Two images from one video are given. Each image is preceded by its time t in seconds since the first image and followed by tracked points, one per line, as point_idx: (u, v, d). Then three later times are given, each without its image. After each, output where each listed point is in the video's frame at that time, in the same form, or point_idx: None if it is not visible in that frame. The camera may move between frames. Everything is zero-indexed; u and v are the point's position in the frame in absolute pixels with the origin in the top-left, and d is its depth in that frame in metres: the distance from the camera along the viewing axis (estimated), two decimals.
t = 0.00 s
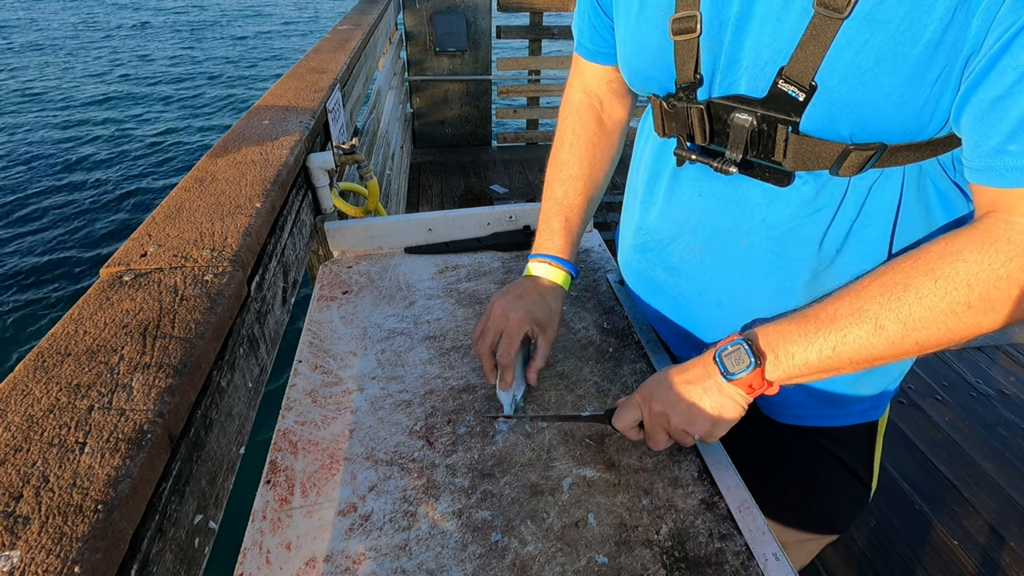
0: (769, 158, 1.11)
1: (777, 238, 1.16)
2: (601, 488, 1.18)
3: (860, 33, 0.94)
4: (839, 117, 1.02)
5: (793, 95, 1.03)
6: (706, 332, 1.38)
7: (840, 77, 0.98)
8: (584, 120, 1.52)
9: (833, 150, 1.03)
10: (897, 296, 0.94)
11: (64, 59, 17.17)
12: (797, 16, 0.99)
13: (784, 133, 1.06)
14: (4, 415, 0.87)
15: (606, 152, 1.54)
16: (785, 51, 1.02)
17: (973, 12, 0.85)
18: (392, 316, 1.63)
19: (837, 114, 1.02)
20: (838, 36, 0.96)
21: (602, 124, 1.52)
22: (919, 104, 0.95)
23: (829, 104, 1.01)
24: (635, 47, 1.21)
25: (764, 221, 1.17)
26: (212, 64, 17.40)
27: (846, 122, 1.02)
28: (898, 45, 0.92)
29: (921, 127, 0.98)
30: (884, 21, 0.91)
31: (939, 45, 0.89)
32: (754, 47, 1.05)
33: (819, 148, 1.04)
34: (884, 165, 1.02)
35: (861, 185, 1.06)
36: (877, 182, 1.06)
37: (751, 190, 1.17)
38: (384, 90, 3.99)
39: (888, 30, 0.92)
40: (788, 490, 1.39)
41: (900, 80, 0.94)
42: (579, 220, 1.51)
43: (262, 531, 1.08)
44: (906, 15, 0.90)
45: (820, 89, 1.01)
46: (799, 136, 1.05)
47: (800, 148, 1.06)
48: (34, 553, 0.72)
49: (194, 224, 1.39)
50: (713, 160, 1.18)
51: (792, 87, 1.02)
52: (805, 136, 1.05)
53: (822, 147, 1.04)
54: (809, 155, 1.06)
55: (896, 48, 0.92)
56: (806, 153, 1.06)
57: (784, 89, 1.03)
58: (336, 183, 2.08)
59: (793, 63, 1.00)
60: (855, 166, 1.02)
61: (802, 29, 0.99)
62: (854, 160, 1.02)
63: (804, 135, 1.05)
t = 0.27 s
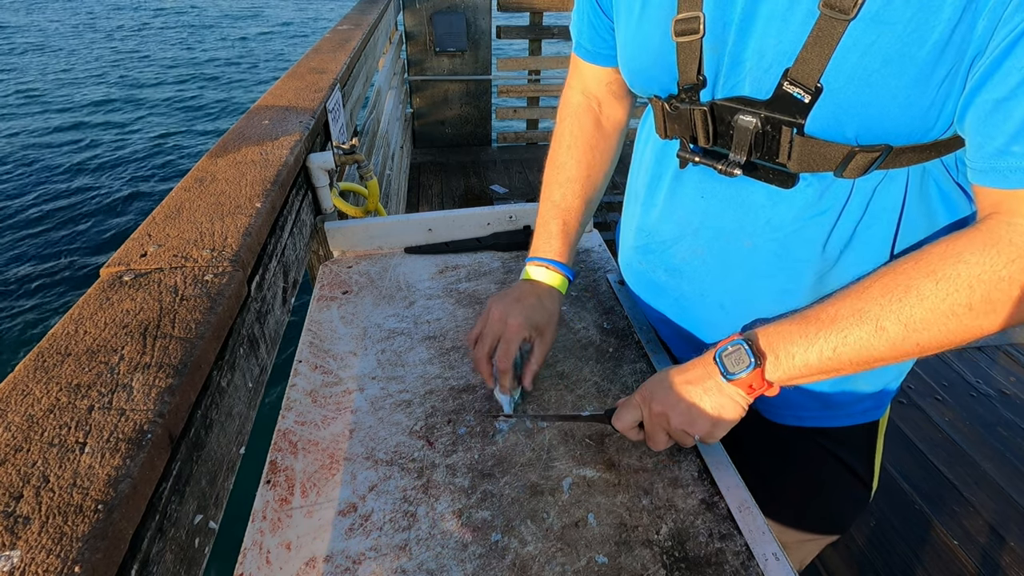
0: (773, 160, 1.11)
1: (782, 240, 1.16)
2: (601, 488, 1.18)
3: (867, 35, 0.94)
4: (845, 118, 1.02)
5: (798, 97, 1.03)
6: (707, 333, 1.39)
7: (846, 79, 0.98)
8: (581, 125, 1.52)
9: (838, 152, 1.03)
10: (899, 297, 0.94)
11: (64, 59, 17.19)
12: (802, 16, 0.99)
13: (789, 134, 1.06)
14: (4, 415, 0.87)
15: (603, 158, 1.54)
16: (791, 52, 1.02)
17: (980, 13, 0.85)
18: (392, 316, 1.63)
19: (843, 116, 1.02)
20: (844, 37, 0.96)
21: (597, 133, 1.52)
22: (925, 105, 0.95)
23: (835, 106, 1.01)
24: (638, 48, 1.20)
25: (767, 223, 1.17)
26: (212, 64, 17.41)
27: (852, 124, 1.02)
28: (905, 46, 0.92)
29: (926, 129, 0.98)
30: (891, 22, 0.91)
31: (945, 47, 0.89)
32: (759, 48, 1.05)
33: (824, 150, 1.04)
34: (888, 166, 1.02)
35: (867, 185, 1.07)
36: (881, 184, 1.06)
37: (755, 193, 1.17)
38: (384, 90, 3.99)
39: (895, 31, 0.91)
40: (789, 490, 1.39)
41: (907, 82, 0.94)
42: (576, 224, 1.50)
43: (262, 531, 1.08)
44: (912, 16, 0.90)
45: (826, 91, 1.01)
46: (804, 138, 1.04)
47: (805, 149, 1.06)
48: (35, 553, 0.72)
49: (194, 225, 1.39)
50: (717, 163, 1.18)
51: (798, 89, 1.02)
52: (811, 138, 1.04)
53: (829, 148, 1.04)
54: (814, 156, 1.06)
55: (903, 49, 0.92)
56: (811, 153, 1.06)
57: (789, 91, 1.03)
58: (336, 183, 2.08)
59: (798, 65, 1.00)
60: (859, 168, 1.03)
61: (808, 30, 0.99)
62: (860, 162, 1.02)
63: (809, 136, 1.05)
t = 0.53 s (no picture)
0: (777, 164, 1.10)
1: (784, 244, 1.17)
2: (601, 488, 1.18)
3: (867, 39, 0.93)
4: (847, 121, 1.01)
5: (799, 101, 1.02)
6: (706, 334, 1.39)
7: (848, 83, 0.97)
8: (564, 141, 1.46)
9: (841, 154, 1.03)
10: (897, 293, 0.95)
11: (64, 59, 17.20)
12: (803, 22, 0.99)
13: (791, 139, 1.06)
14: (4, 415, 0.87)
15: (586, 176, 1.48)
16: (793, 57, 1.02)
17: (978, 14, 0.85)
18: (392, 316, 1.63)
19: (845, 120, 1.01)
20: (845, 41, 0.95)
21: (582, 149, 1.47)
22: (926, 107, 0.95)
23: (837, 109, 1.01)
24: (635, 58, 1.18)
25: (769, 226, 1.17)
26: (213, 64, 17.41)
27: (855, 127, 1.01)
28: (906, 49, 0.91)
29: (925, 131, 0.98)
30: (892, 25, 0.91)
31: (946, 49, 0.89)
32: (760, 53, 1.05)
33: (827, 153, 1.04)
34: (892, 168, 1.02)
35: (869, 189, 1.07)
36: (884, 186, 1.06)
37: (756, 198, 1.17)
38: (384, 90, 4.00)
39: (897, 34, 0.91)
40: (793, 489, 1.39)
41: (909, 85, 0.94)
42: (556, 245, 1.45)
43: (262, 531, 1.08)
44: (913, 19, 0.89)
45: (828, 95, 1.00)
46: (807, 142, 1.04)
47: (808, 153, 1.05)
48: (34, 553, 0.72)
49: (194, 224, 1.39)
50: (720, 169, 1.18)
51: (798, 94, 1.02)
52: (814, 142, 1.04)
53: (832, 151, 1.04)
54: (818, 160, 1.05)
55: (903, 52, 0.92)
56: (814, 156, 1.05)
57: (790, 96, 1.03)
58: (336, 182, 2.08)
59: (799, 70, 1.00)
60: (862, 171, 1.02)
61: (808, 34, 0.99)
62: (863, 165, 1.02)
63: (811, 141, 1.05)
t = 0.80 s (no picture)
0: (778, 169, 1.10)
1: (783, 246, 1.17)
2: (601, 488, 1.18)
3: (864, 44, 0.93)
4: (848, 124, 1.01)
5: (799, 108, 1.02)
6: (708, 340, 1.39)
7: (847, 88, 0.98)
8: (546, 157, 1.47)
9: (841, 157, 1.03)
10: (889, 283, 0.98)
11: (64, 59, 17.20)
12: (797, 29, 0.99)
13: (792, 145, 1.06)
14: (4, 415, 0.87)
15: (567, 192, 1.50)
16: (788, 64, 1.03)
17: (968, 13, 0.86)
18: (392, 316, 1.63)
19: (845, 123, 1.01)
20: (842, 47, 0.95)
21: (564, 166, 1.48)
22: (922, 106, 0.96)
23: (836, 113, 1.01)
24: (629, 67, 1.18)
25: (769, 231, 1.17)
26: (212, 64, 17.40)
27: (855, 128, 1.01)
28: (903, 53, 0.92)
29: (922, 130, 0.99)
30: (888, 30, 0.91)
31: (943, 50, 0.89)
32: (755, 61, 1.05)
33: (828, 156, 1.04)
34: (892, 168, 1.03)
35: (869, 190, 1.06)
36: (884, 186, 1.06)
37: (754, 203, 1.17)
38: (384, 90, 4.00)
39: (894, 38, 0.91)
40: (789, 491, 1.39)
41: (907, 86, 0.94)
42: (545, 265, 1.47)
43: (261, 531, 1.08)
44: (911, 22, 0.89)
45: (827, 100, 1.00)
46: (808, 148, 1.05)
47: (809, 157, 1.06)
48: (34, 553, 0.72)
49: (194, 224, 1.39)
50: (720, 177, 1.17)
51: (797, 100, 1.01)
52: (814, 146, 1.05)
53: (832, 155, 1.04)
54: (818, 163, 1.06)
55: (899, 53, 0.92)
56: (815, 160, 1.06)
57: (788, 102, 1.03)
58: (336, 183, 2.08)
59: (797, 77, 1.00)
60: (864, 173, 1.03)
61: (802, 41, 1.00)
62: (864, 166, 1.02)
63: (812, 145, 1.05)
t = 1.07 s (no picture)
0: (766, 177, 1.09)
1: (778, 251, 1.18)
2: (601, 488, 1.18)
3: (840, 57, 0.93)
4: (830, 132, 1.01)
5: (780, 121, 1.02)
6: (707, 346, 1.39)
7: (826, 100, 0.98)
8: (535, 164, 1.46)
9: (827, 164, 1.03)
10: (878, 281, 0.98)
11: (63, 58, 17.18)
12: (773, 43, 0.99)
13: (777, 154, 1.05)
14: (4, 414, 0.87)
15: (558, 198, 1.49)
16: (767, 78, 1.02)
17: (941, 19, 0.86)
18: (392, 316, 1.63)
19: (826, 130, 1.01)
20: (817, 61, 0.95)
21: (553, 174, 1.47)
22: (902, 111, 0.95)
23: (817, 123, 1.01)
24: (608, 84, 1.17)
25: (763, 239, 1.17)
26: (212, 64, 17.39)
27: (837, 135, 1.01)
28: (880, 64, 0.91)
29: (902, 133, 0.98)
30: (862, 42, 0.91)
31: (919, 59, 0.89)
32: (734, 75, 1.05)
33: (814, 164, 1.04)
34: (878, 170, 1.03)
35: (857, 191, 1.07)
36: (872, 186, 1.07)
37: (747, 211, 1.17)
38: (384, 90, 3.99)
39: (869, 49, 0.91)
40: (791, 489, 1.40)
41: (886, 95, 0.94)
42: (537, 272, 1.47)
43: (262, 531, 1.07)
44: (885, 33, 0.89)
45: (807, 112, 1.00)
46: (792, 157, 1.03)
47: (794, 165, 1.05)
48: (34, 553, 0.72)
49: (194, 224, 1.39)
50: (709, 189, 1.17)
51: (778, 113, 1.01)
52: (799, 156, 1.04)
53: (816, 164, 1.04)
54: (805, 172, 1.05)
55: (874, 63, 0.92)
56: (801, 168, 1.05)
57: (769, 115, 1.02)
58: (336, 182, 2.07)
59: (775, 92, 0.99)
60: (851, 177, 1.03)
61: (779, 55, 0.99)
62: (850, 172, 1.02)
63: (796, 155, 1.04)
